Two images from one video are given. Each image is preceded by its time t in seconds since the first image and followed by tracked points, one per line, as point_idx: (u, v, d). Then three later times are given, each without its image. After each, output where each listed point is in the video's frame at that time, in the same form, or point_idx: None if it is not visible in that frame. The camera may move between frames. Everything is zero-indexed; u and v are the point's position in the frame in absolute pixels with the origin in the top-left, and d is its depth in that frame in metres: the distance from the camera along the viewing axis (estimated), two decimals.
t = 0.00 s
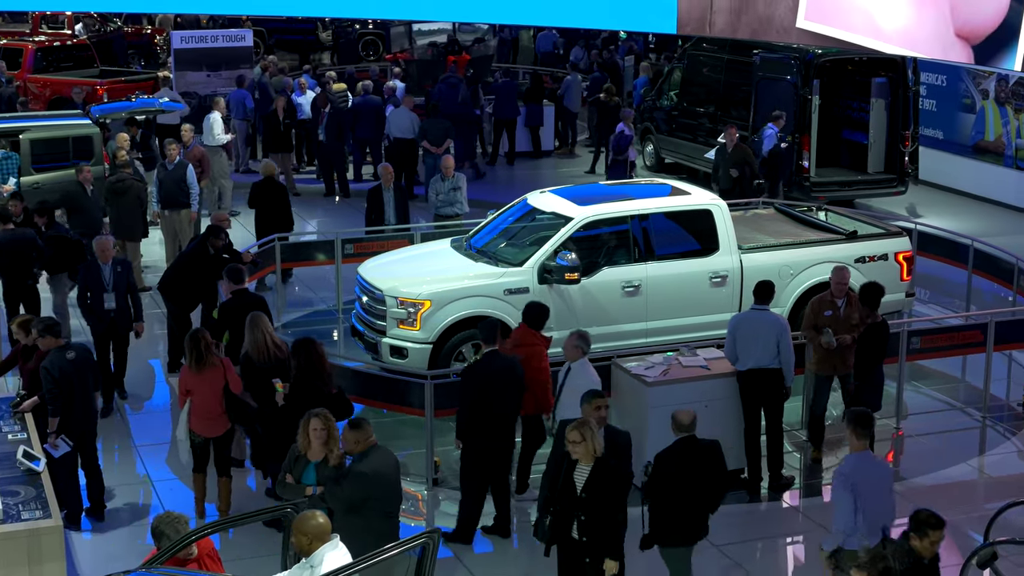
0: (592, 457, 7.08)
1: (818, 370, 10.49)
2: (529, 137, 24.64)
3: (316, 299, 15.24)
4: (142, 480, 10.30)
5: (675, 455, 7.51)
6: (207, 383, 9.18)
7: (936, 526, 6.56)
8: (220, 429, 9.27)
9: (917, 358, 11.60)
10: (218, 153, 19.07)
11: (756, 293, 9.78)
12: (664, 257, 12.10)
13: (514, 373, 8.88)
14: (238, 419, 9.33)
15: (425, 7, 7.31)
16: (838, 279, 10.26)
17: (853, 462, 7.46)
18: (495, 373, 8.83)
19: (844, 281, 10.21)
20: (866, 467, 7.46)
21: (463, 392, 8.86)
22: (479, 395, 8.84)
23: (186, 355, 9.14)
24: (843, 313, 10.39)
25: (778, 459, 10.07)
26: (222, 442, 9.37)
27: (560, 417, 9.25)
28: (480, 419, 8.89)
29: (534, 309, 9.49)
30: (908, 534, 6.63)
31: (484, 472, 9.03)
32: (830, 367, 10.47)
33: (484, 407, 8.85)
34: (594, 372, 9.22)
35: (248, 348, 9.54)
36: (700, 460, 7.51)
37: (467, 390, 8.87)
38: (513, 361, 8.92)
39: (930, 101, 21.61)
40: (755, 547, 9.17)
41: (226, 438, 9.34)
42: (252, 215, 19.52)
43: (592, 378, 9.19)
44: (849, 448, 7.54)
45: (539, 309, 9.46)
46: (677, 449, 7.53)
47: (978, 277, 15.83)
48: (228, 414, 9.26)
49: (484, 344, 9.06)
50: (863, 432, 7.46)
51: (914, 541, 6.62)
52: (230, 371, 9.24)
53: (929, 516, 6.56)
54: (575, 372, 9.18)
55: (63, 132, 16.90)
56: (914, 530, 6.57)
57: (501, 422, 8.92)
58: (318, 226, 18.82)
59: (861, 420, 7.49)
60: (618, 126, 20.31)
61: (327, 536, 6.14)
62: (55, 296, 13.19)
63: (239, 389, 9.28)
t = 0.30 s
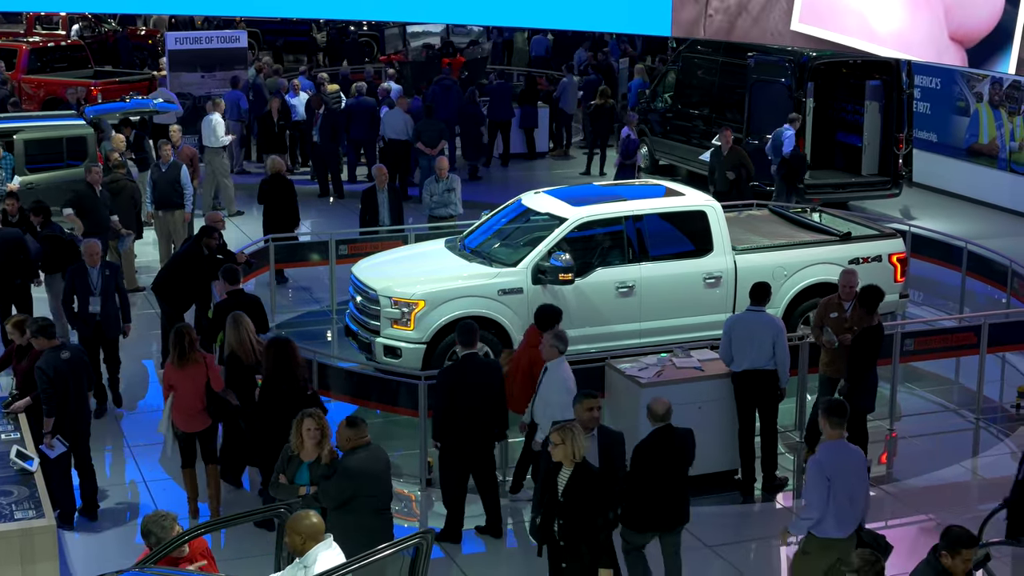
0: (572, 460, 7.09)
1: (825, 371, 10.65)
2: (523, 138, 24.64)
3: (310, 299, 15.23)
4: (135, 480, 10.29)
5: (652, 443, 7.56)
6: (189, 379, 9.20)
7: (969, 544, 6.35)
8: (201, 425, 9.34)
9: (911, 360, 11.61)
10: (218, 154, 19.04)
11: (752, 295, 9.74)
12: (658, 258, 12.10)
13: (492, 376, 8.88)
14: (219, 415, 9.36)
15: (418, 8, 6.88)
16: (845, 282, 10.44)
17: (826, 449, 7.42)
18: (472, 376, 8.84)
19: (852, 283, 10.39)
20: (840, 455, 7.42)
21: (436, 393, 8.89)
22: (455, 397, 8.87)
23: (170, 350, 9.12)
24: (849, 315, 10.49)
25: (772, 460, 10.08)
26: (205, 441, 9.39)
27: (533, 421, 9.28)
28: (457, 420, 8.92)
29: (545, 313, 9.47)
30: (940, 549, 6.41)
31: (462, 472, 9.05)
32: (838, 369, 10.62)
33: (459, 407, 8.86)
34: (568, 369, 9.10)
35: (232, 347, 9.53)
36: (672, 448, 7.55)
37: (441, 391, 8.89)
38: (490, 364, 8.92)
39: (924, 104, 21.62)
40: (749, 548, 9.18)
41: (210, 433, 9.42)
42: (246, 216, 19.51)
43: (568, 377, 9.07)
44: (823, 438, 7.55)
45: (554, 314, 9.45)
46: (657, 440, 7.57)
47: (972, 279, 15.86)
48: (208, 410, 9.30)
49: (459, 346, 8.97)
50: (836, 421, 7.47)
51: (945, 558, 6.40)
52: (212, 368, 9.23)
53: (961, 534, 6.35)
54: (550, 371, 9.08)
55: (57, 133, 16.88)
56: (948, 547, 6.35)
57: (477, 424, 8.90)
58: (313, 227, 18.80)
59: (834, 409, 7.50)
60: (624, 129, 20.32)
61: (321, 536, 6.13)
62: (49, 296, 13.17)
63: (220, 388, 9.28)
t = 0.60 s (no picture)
0: (554, 464, 7.16)
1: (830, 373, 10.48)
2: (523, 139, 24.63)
3: (309, 299, 15.24)
4: (134, 480, 10.30)
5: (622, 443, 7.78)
6: (185, 376, 9.32)
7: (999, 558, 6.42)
8: (198, 422, 9.42)
9: (911, 361, 11.62)
10: (228, 152, 19.04)
11: (757, 295, 9.75)
12: (657, 256, 12.11)
13: (479, 376, 8.88)
14: (215, 412, 9.54)
15: (422, 6, 6.96)
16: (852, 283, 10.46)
17: (804, 443, 7.50)
18: (459, 376, 8.84)
19: (860, 285, 10.39)
20: (817, 449, 7.47)
21: (424, 394, 8.88)
22: (441, 397, 8.86)
23: (166, 346, 9.26)
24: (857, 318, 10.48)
25: (772, 461, 10.09)
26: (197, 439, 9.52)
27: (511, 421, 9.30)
28: (445, 420, 8.93)
29: (563, 311, 9.58)
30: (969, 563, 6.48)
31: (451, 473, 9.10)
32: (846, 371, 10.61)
33: (447, 405, 8.86)
34: (552, 369, 9.11)
35: (217, 342, 9.60)
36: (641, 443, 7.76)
37: (428, 392, 8.88)
38: (476, 364, 8.92)
39: (923, 105, 21.63)
40: (749, 549, 9.19)
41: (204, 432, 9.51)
42: (245, 216, 19.50)
43: (552, 377, 9.09)
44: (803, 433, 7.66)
45: (572, 311, 9.56)
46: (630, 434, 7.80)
47: (970, 280, 15.88)
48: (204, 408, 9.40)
49: (445, 348, 8.96)
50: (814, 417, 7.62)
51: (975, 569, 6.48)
52: (208, 365, 9.34)
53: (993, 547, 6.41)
54: (533, 371, 9.09)
55: (55, 132, 16.91)
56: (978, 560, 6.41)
57: (465, 423, 8.92)
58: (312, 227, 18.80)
59: (810, 406, 7.65)
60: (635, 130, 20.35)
61: (319, 537, 6.14)
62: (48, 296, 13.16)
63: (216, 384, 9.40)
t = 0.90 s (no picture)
0: (540, 468, 7.31)
1: (832, 373, 10.37)
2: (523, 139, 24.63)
3: (310, 300, 15.24)
4: (136, 481, 10.30)
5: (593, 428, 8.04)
6: (186, 375, 9.35)
7: None
8: (200, 419, 9.46)
9: (912, 361, 11.61)
10: (234, 152, 19.04)
11: (765, 295, 9.75)
12: (659, 254, 12.11)
13: (469, 379, 8.86)
14: (217, 410, 9.52)
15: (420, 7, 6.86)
16: (857, 283, 10.46)
17: (774, 437, 7.62)
18: (455, 379, 8.82)
19: (863, 285, 10.41)
20: (787, 443, 7.62)
21: (420, 399, 8.86)
22: (435, 401, 8.85)
23: (165, 345, 9.30)
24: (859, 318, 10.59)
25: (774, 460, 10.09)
26: (199, 435, 9.49)
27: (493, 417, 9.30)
28: (440, 423, 8.93)
29: (585, 312, 9.40)
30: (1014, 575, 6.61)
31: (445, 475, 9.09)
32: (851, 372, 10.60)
33: (442, 409, 8.86)
34: (534, 370, 9.10)
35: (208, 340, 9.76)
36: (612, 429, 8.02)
37: (423, 395, 8.85)
38: (469, 366, 8.89)
39: (924, 104, 21.62)
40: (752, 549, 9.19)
41: (211, 427, 9.53)
42: (246, 217, 19.51)
43: (531, 377, 9.08)
44: (773, 426, 7.74)
45: (593, 314, 9.39)
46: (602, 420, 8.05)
47: (971, 279, 15.87)
48: (206, 404, 9.45)
49: (437, 350, 8.92)
50: (784, 409, 7.70)
51: None
52: (208, 363, 9.39)
53: None
54: (515, 372, 9.08)
55: (57, 133, 16.92)
56: None
57: (457, 425, 8.94)
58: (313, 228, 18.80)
59: (780, 398, 7.72)
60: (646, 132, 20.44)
61: (321, 538, 6.14)
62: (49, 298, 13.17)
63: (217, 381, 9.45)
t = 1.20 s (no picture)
0: (522, 467, 7.22)
1: (830, 375, 10.37)
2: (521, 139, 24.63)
3: (308, 300, 15.24)
4: (134, 480, 10.29)
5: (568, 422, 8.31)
6: (180, 371, 9.42)
7: None
8: (196, 413, 9.56)
9: (909, 362, 11.61)
10: (234, 152, 19.03)
11: (773, 295, 9.85)
12: (657, 252, 12.11)
13: (459, 380, 8.86)
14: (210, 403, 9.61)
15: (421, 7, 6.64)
16: (857, 285, 10.46)
17: (748, 431, 7.78)
18: (442, 381, 8.80)
19: (863, 289, 10.44)
20: (761, 438, 7.76)
21: (416, 398, 8.86)
22: (429, 401, 8.85)
23: (158, 343, 9.36)
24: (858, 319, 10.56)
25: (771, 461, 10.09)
26: (196, 428, 9.64)
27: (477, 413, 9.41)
28: (434, 425, 8.90)
29: (603, 319, 9.31)
30: None
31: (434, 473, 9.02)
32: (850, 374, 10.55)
33: (439, 411, 8.85)
34: (517, 369, 9.22)
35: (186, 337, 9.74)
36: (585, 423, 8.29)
37: (420, 396, 8.85)
38: (458, 366, 8.89)
39: (922, 106, 21.64)
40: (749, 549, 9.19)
41: (206, 421, 9.63)
42: (244, 217, 19.51)
43: (514, 376, 9.21)
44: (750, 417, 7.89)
45: (612, 322, 9.30)
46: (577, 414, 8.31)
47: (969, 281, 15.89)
48: (200, 399, 9.54)
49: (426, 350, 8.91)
50: (755, 402, 7.79)
51: None
52: (202, 360, 9.46)
53: None
54: (498, 371, 9.19)
55: (56, 132, 16.92)
56: None
57: (450, 424, 8.94)
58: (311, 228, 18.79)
59: (751, 392, 7.79)
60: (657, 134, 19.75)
61: (318, 538, 6.13)
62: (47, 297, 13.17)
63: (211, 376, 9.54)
